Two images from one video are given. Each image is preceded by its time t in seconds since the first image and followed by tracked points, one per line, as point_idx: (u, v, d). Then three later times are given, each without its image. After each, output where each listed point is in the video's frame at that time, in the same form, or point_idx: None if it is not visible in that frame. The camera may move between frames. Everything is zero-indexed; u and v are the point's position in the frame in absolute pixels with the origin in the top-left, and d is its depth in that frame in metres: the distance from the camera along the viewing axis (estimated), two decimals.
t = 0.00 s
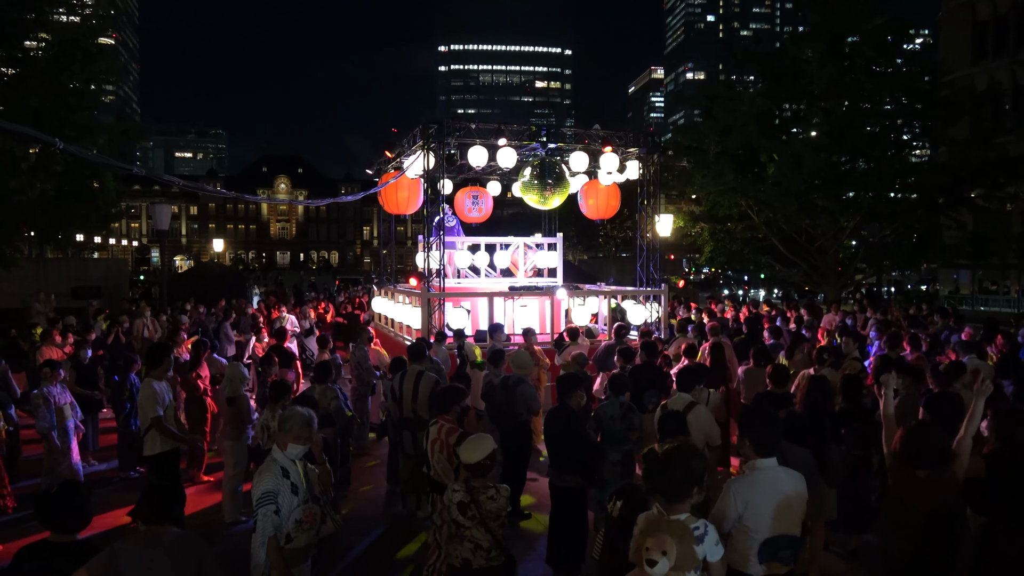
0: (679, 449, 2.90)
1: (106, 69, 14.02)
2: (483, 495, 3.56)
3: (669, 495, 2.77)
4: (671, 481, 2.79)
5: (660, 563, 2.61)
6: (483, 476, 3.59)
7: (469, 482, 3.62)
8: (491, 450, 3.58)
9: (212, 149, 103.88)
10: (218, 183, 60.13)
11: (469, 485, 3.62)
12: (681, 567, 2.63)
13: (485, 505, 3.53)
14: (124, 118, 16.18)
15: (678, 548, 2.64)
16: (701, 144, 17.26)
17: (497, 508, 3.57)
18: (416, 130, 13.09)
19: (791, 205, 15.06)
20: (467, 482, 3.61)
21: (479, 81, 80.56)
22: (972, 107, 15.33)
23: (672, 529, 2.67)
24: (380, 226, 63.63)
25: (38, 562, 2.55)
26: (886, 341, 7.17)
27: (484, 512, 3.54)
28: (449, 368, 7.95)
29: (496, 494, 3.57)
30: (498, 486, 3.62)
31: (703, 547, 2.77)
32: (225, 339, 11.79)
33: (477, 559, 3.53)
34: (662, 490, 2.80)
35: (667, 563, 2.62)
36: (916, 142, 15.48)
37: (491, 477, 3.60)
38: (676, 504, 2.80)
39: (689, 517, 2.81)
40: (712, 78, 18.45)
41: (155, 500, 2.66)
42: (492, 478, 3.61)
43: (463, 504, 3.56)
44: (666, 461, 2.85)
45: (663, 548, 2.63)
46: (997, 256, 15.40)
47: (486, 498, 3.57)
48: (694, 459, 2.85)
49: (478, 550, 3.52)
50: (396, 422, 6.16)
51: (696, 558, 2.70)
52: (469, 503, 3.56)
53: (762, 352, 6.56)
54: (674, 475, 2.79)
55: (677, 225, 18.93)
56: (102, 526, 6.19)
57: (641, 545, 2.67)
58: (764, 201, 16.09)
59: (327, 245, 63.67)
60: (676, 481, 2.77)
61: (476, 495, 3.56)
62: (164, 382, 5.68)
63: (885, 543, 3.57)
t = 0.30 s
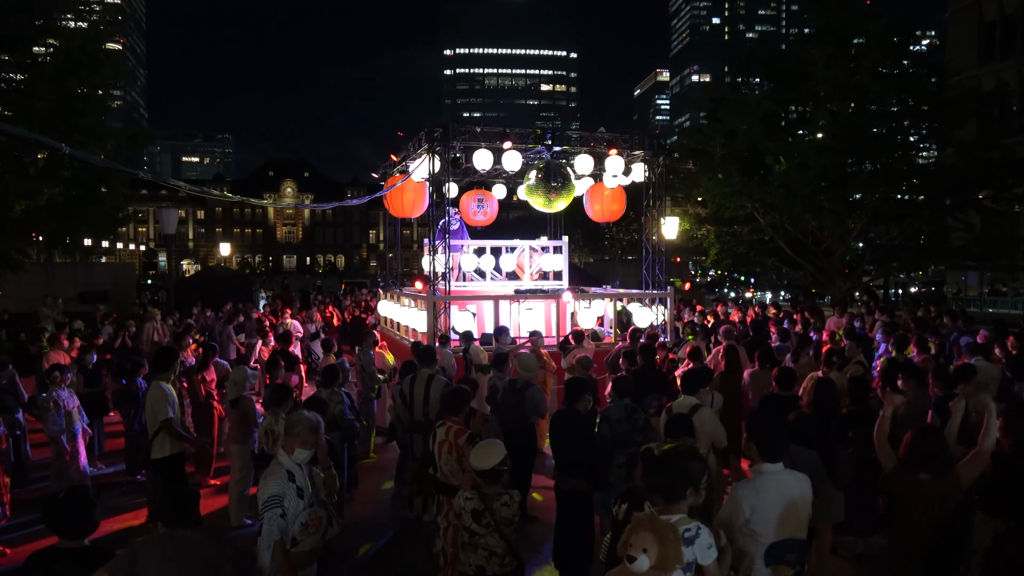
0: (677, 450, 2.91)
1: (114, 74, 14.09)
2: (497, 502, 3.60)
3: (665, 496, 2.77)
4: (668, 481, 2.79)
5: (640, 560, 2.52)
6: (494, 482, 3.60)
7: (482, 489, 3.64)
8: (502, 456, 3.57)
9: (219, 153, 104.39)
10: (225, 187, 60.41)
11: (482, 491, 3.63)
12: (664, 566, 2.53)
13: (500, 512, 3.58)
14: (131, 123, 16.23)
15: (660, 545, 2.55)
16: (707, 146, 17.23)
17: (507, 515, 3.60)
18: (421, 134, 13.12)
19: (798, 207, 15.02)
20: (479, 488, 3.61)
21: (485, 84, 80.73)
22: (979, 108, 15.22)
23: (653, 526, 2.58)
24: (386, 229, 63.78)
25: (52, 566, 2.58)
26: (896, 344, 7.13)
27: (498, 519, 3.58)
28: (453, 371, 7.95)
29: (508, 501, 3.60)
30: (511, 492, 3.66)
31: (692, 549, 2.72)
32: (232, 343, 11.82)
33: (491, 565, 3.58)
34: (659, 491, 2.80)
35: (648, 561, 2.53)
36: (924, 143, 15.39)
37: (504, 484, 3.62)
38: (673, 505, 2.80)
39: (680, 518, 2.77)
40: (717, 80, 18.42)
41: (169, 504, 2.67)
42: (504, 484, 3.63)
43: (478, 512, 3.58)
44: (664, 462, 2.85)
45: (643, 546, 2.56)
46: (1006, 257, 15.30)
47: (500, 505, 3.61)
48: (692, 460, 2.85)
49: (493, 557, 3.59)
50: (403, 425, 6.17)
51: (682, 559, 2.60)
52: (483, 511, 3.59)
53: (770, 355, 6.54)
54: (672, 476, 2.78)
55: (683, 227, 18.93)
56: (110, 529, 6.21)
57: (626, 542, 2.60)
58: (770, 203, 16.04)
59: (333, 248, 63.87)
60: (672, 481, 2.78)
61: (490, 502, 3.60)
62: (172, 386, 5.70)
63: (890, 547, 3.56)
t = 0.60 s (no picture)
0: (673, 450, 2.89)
1: (119, 80, 14.17)
2: (501, 506, 3.62)
3: (661, 497, 2.74)
4: (662, 481, 2.77)
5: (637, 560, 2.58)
6: (499, 485, 3.62)
7: (487, 492, 3.66)
8: (507, 461, 3.58)
9: (225, 157, 104.83)
10: (231, 191, 60.64)
11: (486, 495, 3.66)
12: (662, 566, 2.58)
13: (503, 515, 3.60)
14: (137, 127, 16.31)
15: (656, 544, 2.61)
16: (711, 148, 17.22)
17: (512, 518, 3.63)
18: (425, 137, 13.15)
19: (803, 209, 14.98)
20: (482, 491, 3.64)
21: (489, 87, 80.83)
22: (985, 108, 15.11)
23: (647, 527, 2.66)
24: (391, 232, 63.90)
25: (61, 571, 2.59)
26: (903, 346, 7.10)
27: (501, 522, 3.61)
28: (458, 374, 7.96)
29: (512, 504, 3.63)
30: (515, 494, 3.69)
31: (693, 549, 2.63)
32: (238, 347, 11.86)
33: (494, 567, 3.60)
34: (655, 492, 2.77)
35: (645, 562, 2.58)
36: (929, 144, 15.31)
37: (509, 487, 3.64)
38: (672, 506, 2.77)
39: (677, 518, 2.72)
40: (722, 82, 18.43)
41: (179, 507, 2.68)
42: (508, 487, 3.65)
43: (481, 515, 3.61)
44: (658, 463, 2.83)
45: (640, 546, 2.62)
46: (1013, 258, 15.22)
47: (504, 508, 3.63)
48: (686, 461, 2.83)
49: (496, 560, 3.60)
50: (409, 428, 6.18)
51: (683, 556, 2.62)
52: (485, 514, 3.61)
53: (776, 357, 6.53)
54: (667, 475, 2.76)
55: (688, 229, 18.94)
56: (117, 532, 6.23)
57: (625, 544, 2.68)
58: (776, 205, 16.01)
59: (338, 252, 64.04)
60: (666, 481, 2.75)
61: (494, 505, 3.63)
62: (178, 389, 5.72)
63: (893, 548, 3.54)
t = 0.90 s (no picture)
0: (691, 460, 2.88)
1: (128, 84, 14.26)
2: (495, 505, 3.63)
3: (679, 507, 2.77)
4: (682, 492, 2.78)
5: (655, 567, 2.57)
6: (496, 486, 3.64)
7: (482, 491, 3.69)
8: (505, 462, 3.59)
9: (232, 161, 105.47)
10: (239, 195, 60.99)
11: (481, 494, 3.69)
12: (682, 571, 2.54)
13: (497, 515, 3.62)
14: (146, 131, 16.43)
15: (673, 551, 2.58)
16: (718, 149, 17.21)
17: (509, 518, 3.64)
18: (432, 141, 13.20)
19: (810, 210, 14.95)
20: (479, 490, 3.67)
21: (495, 90, 81.01)
22: (993, 108, 14.99)
23: (663, 532, 2.64)
24: (398, 235, 64.07)
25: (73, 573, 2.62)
26: (911, 348, 7.08)
27: (495, 521, 3.63)
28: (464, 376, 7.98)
29: (507, 504, 3.64)
30: (510, 495, 3.70)
31: (712, 555, 2.62)
32: (246, 350, 11.93)
33: (488, 566, 3.63)
34: (674, 501, 2.80)
35: (662, 569, 2.57)
36: (937, 144, 14.99)
37: (504, 487, 3.66)
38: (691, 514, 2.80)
39: (697, 525, 2.73)
40: (728, 83, 18.40)
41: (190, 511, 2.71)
42: (505, 488, 3.66)
43: (475, 513, 3.65)
44: (676, 473, 2.84)
45: (657, 553, 2.60)
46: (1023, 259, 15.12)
47: (498, 507, 3.64)
48: (705, 470, 2.82)
49: (489, 559, 3.63)
50: (416, 431, 6.20)
51: (703, 563, 2.58)
52: (480, 512, 3.65)
53: (784, 358, 6.53)
54: (682, 487, 2.78)
55: (695, 231, 18.91)
56: (128, 534, 6.28)
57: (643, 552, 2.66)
58: (782, 206, 15.98)
59: (346, 255, 64.29)
60: (686, 491, 2.76)
61: (489, 504, 3.64)
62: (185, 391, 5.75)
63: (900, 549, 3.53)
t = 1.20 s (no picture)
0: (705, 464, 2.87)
1: (137, 88, 14.40)
2: (487, 503, 3.65)
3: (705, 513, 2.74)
4: (708, 497, 2.76)
5: None
6: (491, 484, 3.66)
7: (476, 489, 3.73)
8: (500, 461, 3.62)
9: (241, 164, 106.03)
10: (247, 197, 61.29)
11: (476, 492, 3.72)
12: None
13: (489, 513, 3.62)
14: (155, 135, 16.53)
15: (703, 560, 2.61)
16: (725, 150, 17.17)
17: (503, 517, 3.64)
18: (439, 143, 13.24)
19: (818, 211, 14.89)
20: (474, 489, 3.70)
21: (503, 92, 81.13)
22: (1003, 108, 14.90)
23: (694, 542, 2.66)
24: (406, 237, 64.23)
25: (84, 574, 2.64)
26: (919, 349, 7.06)
27: (487, 519, 3.64)
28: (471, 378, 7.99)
29: (500, 502, 3.65)
30: (502, 494, 3.71)
31: (740, 563, 2.66)
32: (254, 352, 11.99)
33: (480, 564, 3.64)
34: (698, 506, 2.77)
35: None
36: (946, 145, 15.07)
37: (498, 486, 3.68)
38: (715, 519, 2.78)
39: (723, 531, 2.71)
40: (735, 84, 18.38)
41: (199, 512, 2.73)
42: (498, 487, 3.68)
43: (469, 510, 3.68)
44: (704, 477, 2.81)
45: (687, 563, 2.63)
46: None
47: (490, 506, 3.66)
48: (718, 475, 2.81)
49: (481, 556, 3.64)
50: (422, 432, 6.22)
51: (732, 570, 2.63)
52: (474, 510, 3.68)
53: (791, 360, 6.52)
54: (711, 491, 2.75)
55: (703, 232, 18.84)
56: (137, 535, 6.32)
57: (671, 561, 2.69)
58: (790, 207, 15.93)
59: (353, 257, 64.50)
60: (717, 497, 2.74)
61: (481, 502, 3.66)
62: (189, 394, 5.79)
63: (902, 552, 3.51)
